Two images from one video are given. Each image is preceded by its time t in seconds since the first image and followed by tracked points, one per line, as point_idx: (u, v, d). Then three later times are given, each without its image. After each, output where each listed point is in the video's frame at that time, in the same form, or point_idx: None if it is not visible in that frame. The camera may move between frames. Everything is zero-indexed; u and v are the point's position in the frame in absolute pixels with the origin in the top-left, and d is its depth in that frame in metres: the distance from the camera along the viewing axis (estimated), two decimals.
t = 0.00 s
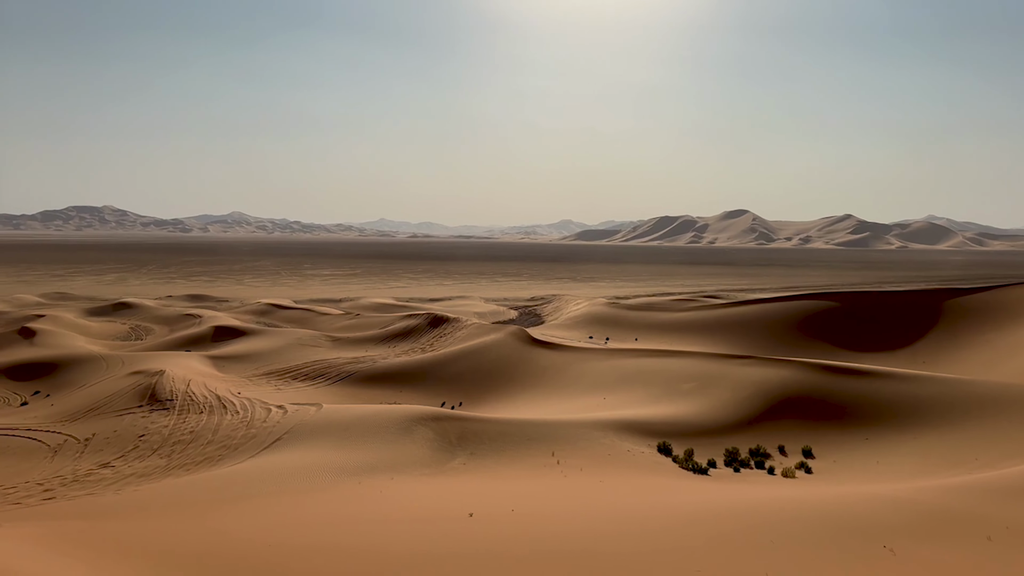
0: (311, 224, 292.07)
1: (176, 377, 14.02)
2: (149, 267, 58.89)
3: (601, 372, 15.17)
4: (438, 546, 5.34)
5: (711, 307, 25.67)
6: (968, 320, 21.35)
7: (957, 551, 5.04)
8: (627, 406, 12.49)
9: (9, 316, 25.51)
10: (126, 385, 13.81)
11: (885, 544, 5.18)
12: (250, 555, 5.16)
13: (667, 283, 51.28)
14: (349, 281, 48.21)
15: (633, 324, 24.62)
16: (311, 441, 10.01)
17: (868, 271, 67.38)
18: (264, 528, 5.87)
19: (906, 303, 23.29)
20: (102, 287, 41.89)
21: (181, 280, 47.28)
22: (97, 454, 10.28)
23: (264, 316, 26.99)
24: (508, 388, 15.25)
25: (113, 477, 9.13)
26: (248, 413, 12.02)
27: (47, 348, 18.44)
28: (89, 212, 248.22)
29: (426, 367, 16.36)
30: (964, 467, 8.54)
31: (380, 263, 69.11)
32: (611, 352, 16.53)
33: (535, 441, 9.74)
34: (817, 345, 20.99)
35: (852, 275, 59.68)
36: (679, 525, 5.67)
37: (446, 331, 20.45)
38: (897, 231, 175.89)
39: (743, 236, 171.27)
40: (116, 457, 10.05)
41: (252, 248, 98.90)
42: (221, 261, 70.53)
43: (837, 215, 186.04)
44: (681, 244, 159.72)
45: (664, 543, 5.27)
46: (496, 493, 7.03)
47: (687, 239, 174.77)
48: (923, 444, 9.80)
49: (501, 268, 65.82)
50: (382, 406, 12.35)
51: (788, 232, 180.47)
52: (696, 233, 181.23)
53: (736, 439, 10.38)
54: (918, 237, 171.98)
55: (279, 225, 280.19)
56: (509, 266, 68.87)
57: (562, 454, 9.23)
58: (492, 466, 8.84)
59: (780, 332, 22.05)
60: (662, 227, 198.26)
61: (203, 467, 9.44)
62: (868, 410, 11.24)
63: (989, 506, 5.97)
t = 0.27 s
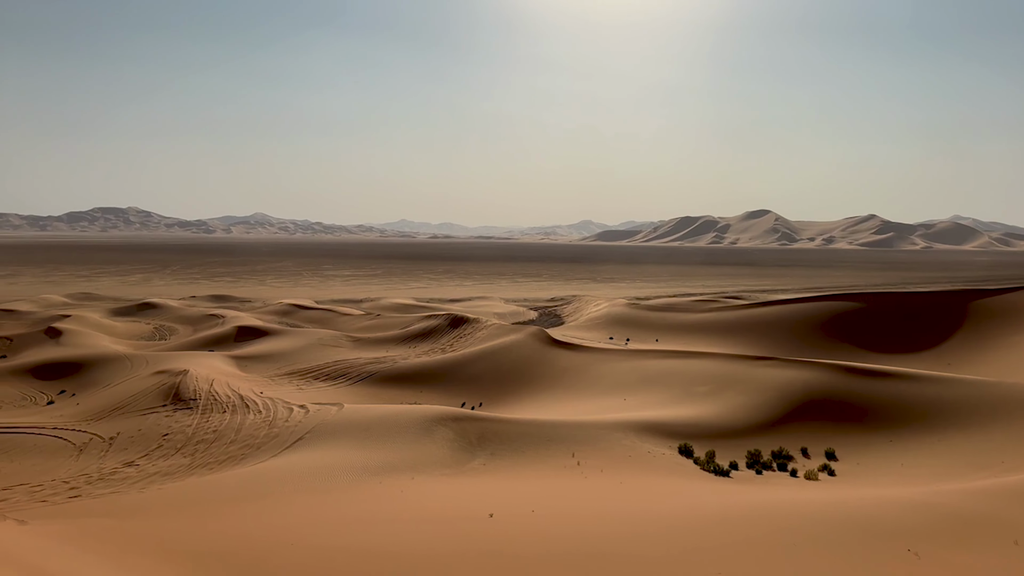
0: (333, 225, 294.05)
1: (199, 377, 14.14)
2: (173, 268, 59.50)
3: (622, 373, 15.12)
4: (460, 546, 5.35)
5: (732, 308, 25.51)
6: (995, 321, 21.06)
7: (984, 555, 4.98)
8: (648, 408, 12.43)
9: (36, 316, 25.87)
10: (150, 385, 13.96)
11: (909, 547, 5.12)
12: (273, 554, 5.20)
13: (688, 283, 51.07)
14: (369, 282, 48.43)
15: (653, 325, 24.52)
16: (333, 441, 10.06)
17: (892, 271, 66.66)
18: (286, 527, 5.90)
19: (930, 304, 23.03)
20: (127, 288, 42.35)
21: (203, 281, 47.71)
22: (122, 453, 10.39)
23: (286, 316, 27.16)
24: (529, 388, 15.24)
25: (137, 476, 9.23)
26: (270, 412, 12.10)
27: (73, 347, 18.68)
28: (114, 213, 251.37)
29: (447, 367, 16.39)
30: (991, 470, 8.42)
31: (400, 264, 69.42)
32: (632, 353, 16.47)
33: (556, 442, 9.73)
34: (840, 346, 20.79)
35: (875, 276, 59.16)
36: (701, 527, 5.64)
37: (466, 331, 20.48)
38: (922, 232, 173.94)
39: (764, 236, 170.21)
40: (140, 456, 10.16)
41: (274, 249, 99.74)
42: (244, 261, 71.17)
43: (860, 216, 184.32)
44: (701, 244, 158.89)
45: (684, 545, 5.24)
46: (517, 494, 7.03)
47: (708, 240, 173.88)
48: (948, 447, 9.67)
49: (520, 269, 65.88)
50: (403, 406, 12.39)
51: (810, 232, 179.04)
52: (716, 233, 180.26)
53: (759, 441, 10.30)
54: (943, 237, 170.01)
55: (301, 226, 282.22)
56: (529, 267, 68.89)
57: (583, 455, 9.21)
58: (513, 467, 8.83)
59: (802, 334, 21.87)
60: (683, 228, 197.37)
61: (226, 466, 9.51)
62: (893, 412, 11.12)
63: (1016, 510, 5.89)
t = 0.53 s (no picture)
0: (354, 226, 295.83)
1: (222, 377, 14.27)
2: (197, 269, 60.18)
3: (643, 374, 15.06)
4: (479, 548, 5.33)
5: (754, 309, 25.34)
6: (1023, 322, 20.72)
7: (1012, 561, 4.89)
8: (670, 410, 12.36)
9: (63, 316, 26.24)
10: (174, 384, 14.10)
11: (935, 551, 5.04)
12: (293, 553, 5.23)
13: (709, 284, 50.84)
14: (390, 283, 48.67)
15: (675, 326, 24.39)
16: (354, 440, 10.11)
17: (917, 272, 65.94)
18: (308, 526, 5.93)
19: (957, 305, 22.73)
20: (152, 288, 42.85)
21: (228, 281, 48.28)
22: (147, 452, 10.50)
23: (308, 317, 27.33)
24: (550, 389, 15.21)
25: (161, 475, 9.32)
26: (293, 412, 12.18)
27: (99, 347, 18.93)
28: (139, 214, 254.45)
29: (468, 368, 16.41)
30: (1019, 473, 8.28)
31: (421, 265, 69.70)
32: (653, 354, 16.40)
33: (576, 443, 9.70)
34: (864, 348, 20.56)
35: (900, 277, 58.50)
36: (729, 530, 5.58)
37: (487, 332, 20.49)
38: (947, 232, 171.84)
39: (787, 237, 168.90)
40: (164, 455, 10.26)
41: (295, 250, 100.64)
42: (267, 262, 71.83)
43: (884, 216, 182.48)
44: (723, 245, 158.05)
45: (706, 548, 5.20)
46: (538, 495, 7.02)
47: (730, 240, 172.91)
48: (975, 450, 9.53)
49: (541, 269, 65.88)
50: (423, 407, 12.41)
51: (833, 232, 177.47)
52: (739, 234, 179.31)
53: (782, 444, 10.21)
54: (969, 237, 167.84)
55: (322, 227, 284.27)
56: (550, 267, 68.84)
57: (604, 456, 9.18)
58: (534, 468, 8.81)
59: (826, 335, 21.66)
60: (704, 228, 196.41)
61: (249, 465, 9.57)
62: (918, 414, 10.98)
63: None
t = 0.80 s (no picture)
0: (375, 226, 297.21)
1: (245, 376, 14.38)
2: (221, 269, 60.77)
3: (665, 375, 14.99)
4: (500, 548, 5.34)
5: (777, 310, 25.14)
6: None
7: None
8: (692, 411, 12.29)
9: (89, 316, 26.59)
10: (199, 384, 14.24)
11: (960, 555, 4.97)
12: (315, 552, 5.26)
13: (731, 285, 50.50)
14: (411, 283, 48.85)
15: (697, 327, 24.26)
16: (376, 440, 10.15)
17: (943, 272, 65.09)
18: (330, 525, 5.97)
19: (984, 307, 22.40)
20: (177, 288, 43.33)
21: (251, 281, 48.73)
22: (171, 450, 10.60)
23: (330, 317, 27.50)
24: (570, 390, 15.19)
25: (186, 473, 9.41)
26: (315, 411, 12.26)
27: (125, 346, 19.15)
28: (164, 215, 257.34)
29: (489, 368, 16.43)
30: None
31: (443, 265, 69.87)
32: (675, 355, 16.32)
33: (597, 444, 9.68)
34: (889, 349, 20.34)
35: (926, 277, 57.79)
36: (751, 533, 5.54)
37: (508, 332, 20.50)
38: (974, 232, 169.46)
39: (810, 237, 167.47)
40: (188, 454, 10.36)
41: (318, 250, 101.33)
42: (290, 262, 72.38)
43: (910, 216, 180.33)
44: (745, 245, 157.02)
45: (728, 550, 5.17)
46: (560, 496, 7.00)
47: (752, 240, 171.68)
48: (1003, 453, 9.38)
49: (562, 269, 65.79)
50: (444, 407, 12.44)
51: (858, 232, 175.64)
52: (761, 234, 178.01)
53: (805, 446, 10.12)
54: (997, 237, 165.43)
55: (344, 227, 285.85)
56: (570, 268, 68.77)
57: (625, 457, 9.15)
58: (554, 469, 8.80)
59: (850, 336, 21.45)
60: (726, 229, 195.19)
61: (272, 464, 9.65)
62: (944, 417, 10.83)
63: None
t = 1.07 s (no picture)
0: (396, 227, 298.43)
1: (267, 375, 14.50)
2: (243, 269, 61.34)
3: (686, 376, 14.92)
4: (520, 548, 5.34)
5: (799, 311, 24.95)
6: None
7: None
8: (714, 412, 12.22)
9: (114, 316, 26.90)
10: (222, 383, 14.37)
11: (986, 559, 4.90)
12: (337, 550, 5.29)
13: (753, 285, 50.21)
14: (432, 283, 49.04)
15: (718, 328, 24.13)
16: (396, 439, 10.20)
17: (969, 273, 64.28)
18: (351, 523, 6.00)
19: (1011, 308, 22.09)
20: (200, 288, 43.78)
21: (273, 281, 49.14)
22: (195, 448, 10.71)
23: (352, 317, 27.66)
24: (591, 390, 15.17)
25: (209, 471, 9.50)
26: (337, 410, 12.32)
27: (149, 346, 19.37)
28: (188, 215, 260.02)
29: (509, 368, 16.44)
30: None
31: (463, 265, 70.06)
32: (696, 356, 16.24)
33: (618, 445, 9.65)
34: (913, 351, 20.12)
35: (951, 278, 57.12)
36: (773, 535, 5.50)
37: (528, 333, 20.50)
38: (1001, 232, 167.11)
39: (833, 237, 166.04)
40: (211, 452, 10.45)
41: (338, 250, 101.90)
42: (311, 262, 72.90)
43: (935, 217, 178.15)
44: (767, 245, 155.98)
45: (750, 553, 5.13)
46: (581, 497, 7.00)
47: (774, 241, 170.46)
48: None
49: (583, 270, 65.71)
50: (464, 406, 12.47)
51: (881, 233, 173.83)
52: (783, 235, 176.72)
53: (828, 448, 10.03)
54: None
55: (365, 228, 287.27)
56: (591, 269, 68.68)
57: (645, 458, 9.12)
58: (575, 469, 8.79)
59: (873, 338, 21.24)
60: (748, 229, 193.97)
61: (294, 463, 9.71)
62: (969, 419, 10.69)
63: None
